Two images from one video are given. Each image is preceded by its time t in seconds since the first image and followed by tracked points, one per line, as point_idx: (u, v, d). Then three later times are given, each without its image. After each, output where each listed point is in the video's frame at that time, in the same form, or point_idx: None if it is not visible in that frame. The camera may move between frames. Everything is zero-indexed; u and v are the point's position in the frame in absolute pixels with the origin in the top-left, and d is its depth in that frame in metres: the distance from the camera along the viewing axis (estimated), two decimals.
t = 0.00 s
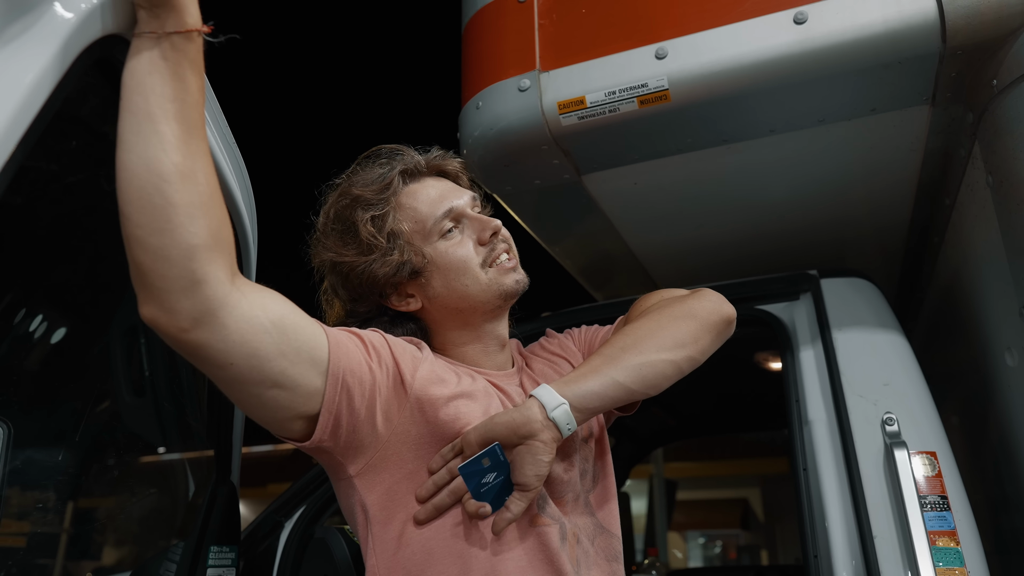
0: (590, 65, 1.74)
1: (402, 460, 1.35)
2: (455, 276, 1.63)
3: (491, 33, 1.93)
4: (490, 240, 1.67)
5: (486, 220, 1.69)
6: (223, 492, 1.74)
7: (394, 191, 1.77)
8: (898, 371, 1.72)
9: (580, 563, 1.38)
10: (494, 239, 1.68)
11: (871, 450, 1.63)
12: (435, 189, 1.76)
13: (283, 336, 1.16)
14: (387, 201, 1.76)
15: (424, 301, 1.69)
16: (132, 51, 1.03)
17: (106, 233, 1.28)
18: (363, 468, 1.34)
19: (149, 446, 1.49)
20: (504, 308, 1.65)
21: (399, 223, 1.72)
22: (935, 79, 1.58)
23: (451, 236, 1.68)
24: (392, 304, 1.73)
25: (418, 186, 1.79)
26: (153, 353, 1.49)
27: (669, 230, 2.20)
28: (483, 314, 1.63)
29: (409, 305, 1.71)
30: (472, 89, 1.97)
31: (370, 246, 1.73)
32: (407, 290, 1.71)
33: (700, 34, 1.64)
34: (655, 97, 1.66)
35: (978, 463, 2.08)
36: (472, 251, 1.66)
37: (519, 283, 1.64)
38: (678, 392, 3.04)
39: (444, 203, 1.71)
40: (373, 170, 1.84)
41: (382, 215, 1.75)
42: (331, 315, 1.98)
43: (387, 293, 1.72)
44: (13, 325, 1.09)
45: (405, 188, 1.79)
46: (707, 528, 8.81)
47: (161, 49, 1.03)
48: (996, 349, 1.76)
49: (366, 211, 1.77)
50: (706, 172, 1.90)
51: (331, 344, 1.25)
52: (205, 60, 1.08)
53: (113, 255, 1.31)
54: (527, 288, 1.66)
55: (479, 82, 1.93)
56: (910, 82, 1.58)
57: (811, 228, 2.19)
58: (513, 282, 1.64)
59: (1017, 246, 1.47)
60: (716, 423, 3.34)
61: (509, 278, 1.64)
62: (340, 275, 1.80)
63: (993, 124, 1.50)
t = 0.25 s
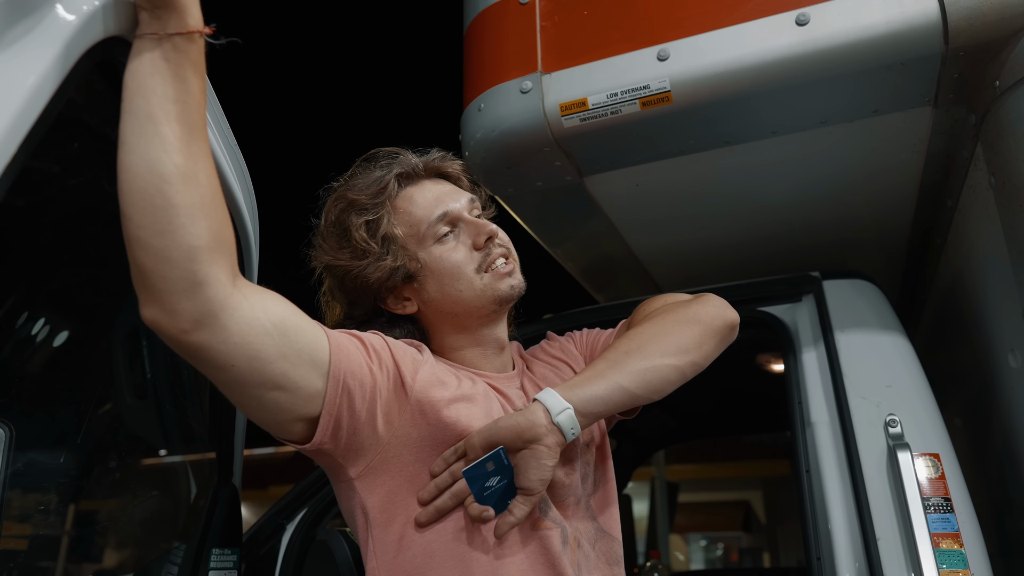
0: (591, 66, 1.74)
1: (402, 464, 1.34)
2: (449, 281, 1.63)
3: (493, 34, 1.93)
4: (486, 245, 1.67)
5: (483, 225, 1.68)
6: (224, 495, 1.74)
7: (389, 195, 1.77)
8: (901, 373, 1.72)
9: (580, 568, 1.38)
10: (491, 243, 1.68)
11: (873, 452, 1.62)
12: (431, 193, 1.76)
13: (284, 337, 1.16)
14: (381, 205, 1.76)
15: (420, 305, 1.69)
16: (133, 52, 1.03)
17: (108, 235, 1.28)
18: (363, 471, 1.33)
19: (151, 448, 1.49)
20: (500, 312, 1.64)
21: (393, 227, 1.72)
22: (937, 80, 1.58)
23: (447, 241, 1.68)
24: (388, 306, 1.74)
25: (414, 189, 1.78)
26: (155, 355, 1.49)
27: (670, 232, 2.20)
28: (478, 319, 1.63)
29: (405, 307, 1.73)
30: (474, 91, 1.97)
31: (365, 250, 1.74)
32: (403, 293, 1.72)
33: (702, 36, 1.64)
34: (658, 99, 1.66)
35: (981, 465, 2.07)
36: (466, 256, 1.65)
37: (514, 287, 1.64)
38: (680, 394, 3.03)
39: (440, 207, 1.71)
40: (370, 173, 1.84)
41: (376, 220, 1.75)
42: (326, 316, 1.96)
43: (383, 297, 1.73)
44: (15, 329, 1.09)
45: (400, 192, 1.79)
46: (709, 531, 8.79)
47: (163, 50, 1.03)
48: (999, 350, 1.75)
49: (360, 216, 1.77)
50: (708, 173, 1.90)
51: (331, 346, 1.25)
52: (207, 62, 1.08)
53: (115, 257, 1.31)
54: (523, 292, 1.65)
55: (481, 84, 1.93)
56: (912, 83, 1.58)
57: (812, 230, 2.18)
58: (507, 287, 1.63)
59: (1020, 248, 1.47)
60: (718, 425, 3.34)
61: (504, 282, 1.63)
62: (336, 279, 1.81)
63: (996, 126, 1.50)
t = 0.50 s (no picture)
0: (593, 69, 1.74)
1: (402, 470, 1.33)
2: (431, 293, 1.64)
3: (495, 37, 1.93)
4: (470, 255, 1.63)
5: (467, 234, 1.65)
6: (226, 497, 1.74)
7: (376, 207, 1.80)
8: (903, 376, 1.71)
9: None
10: (476, 252, 1.63)
11: (876, 456, 1.62)
12: (418, 203, 1.76)
13: (286, 340, 1.16)
14: (369, 215, 1.81)
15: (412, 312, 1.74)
16: (136, 57, 1.03)
17: (111, 238, 1.28)
18: (363, 475, 1.33)
19: (153, 450, 1.49)
20: (489, 320, 1.61)
21: (379, 238, 1.76)
22: (940, 82, 1.58)
23: (432, 251, 1.67)
24: (386, 312, 1.80)
25: (399, 199, 1.80)
26: (157, 357, 1.49)
27: (672, 234, 2.20)
28: (465, 329, 1.62)
29: (400, 314, 1.79)
30: (476, 93, 1.97)
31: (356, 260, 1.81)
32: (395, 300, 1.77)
33: (704, 38, 1.64)
34: (660, 101, 1.66)
35: (984, 467, 2.07)
36: (452, 267, 1.64)
37: (499, 297, 1.60)
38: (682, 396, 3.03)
39: (427, 216, 1.71)
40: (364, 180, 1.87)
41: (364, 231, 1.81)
42: (332, 321, 2.01)
43: (377, 303, 1.80)
44: (15, 331, 1.09)
45: (388, 202, 1.81)
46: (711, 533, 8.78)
47: (166, 54, 1.04)
48: (1001, 352, 1.75)
49: (350, 227, 1.84)
50: (711, 175, 1.90)
51: (333, 349, 1.25)
52: (210, 66, 1.08)
53: (118, 260, 1.31)
54: (512, 300, 1.61)
55: (483, 87, 1.93)
56: (915, 85, 1.58)
57: (814, 232, 2.18)
58: (492, 297, 1.59)
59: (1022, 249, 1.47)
60: (720, 427, 3.34)
61: (489, 292, 1.60)
62: (337, 285, 1.88)
63: (998, 127, 1.50)
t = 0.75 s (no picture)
0: (597, 70, 1.74)
1: (406, 470, 1.33)
2: (432, 301, 1.64)
3: (498, 38, 1.93)
4: (471, 266, 1.62)
5: (469, 245, 1.64)
6: (230, 498, 1.73)
7: (380, 212, 1.80)
8: (907, 377, 1.71)
9: None
10: (477, 264, 1.62)
11: (880, 456, 1.62)
12: (422, 209, 1.75)
13: (294, 340, 1.17)
14: (375, 220, 1.81)
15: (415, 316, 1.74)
16: (145, 58, 1.03)
17: (115, 240, 1.28)
18: (367, 475, 1.34)
19: (155, 451, 1.49)
20: (489, 329, 1.61)
21: (383, 244, 1.76)
22: (943, 83, 1.58)
23: (435, 259, 1.67)
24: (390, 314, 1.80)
25: (404, 205, 1.79)
26: (160, 358, 1.49)
27: (675, 235, 2.20)
28: (466, 336, 1.62)
29: (403, 317, 1.78)
30: (479, 94, 1.97)
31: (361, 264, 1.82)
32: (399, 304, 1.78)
33: (708, 39, 1.64)
34: (663, 102, 1.67)
35: (987, 468, 2.07)
36: (454, 277, 1.63)
37: (499, 308, 1.59)
38: (684, 397, 3.03)
39: (430, 224, 1.70)
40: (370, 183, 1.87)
41: (369, 236, 1.81)
42: (337, 320, 2.02)
43: (382, 306, 1.81)
44: (12, 339, 1.11)
45: (393, 207, 1.80)
46: (712, 535, 8.77)
47: (175, 55, 1.03)
48: (1005, 353, 1.75)
49: (356, 231, 1.85)
50: (714, 176, 1.90)
51: (340, 349, 1.25)
52: (218, 67, 1.08)
53: (122, 260, 1.32)
54: (513, 310, 1.61)
55: (486, 88, 1.93)
56: (918, 85, 1.58)
57: (817, 233, 2.18)
58: (492, 308, 1.59)
59: None
60: (721, 429, 3.34)
61: (489, 303, 1.59)
62: (342, 287, 1.89)
63: (1001, 128, 1.50)
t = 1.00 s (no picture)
0: (599, 71, 1.74)
1: (410, 472, 1.33)
2: (441, 310, 1.63)
3: (500, 39, 1.94)
4: (485, 279, 1.60)
5: (485, 258, 1.61)
6: (233, 499, 1.73)
7: (395, 216, 1.75)
8: (910, 377, 1.71)
9: None
10: (490, 278, 1.60)
11: (883, 456, 1.61)
12: (437, 216, 1.70)
13: (300, 341, 1.17)
14: (390, 224, 1.75)
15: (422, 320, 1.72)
16: (151, 62, 1.04)
17: (119, 242, 1.29)
18: (372, 476, 1.34)
19: (158, 453, 1.49)
20: (496, 339, 1.61)
21: (396, 248, 1.72)
22: (946, 84, 1.58)
23: (448, 269, 1.64)
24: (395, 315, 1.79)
25: (420, 211, 1.73)
26: (163, 360, 1.49)
27: (677, 237, 2.20)
28: (473, 345, 1.62)
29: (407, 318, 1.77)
30: (481, 95, 1.98)
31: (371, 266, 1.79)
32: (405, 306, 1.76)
33: (710, 41, 1.65)
34: (665, 103, 1.67)
35: (990, 470, 2.07)
36: (465, 287, 1.61)
37: (509, 321, 1.59)
38: (687, 399, 3.03)
39: (446, 233, 1.65)
40: (384, 183, 1.81)
41: (382, 239, 1.77)
42: (337, 314, 2.02)
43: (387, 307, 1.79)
44: (13, 343, 1.10)
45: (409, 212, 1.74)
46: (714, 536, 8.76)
47: (180, 59, 1.04)
48: (1008, 354, 1.75)
49: (370, 233, 1.80)
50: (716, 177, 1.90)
51: (345, 351, 1.26)
52: (223, 69, 1.09)
53: (126, 261, 1.32)
54: (522, 319, 1.62)
55: (489, 89, 1.94)
56: (920, 87, 1.58)
57: (819, 234, 2.18)
58: (502, 321, 1.59)
59: None
60: (723, 431, 3.34)
61: (500, 315, 1.59)
62: (348, 286, 1.88)
63: (1004, 129, 1.50)
